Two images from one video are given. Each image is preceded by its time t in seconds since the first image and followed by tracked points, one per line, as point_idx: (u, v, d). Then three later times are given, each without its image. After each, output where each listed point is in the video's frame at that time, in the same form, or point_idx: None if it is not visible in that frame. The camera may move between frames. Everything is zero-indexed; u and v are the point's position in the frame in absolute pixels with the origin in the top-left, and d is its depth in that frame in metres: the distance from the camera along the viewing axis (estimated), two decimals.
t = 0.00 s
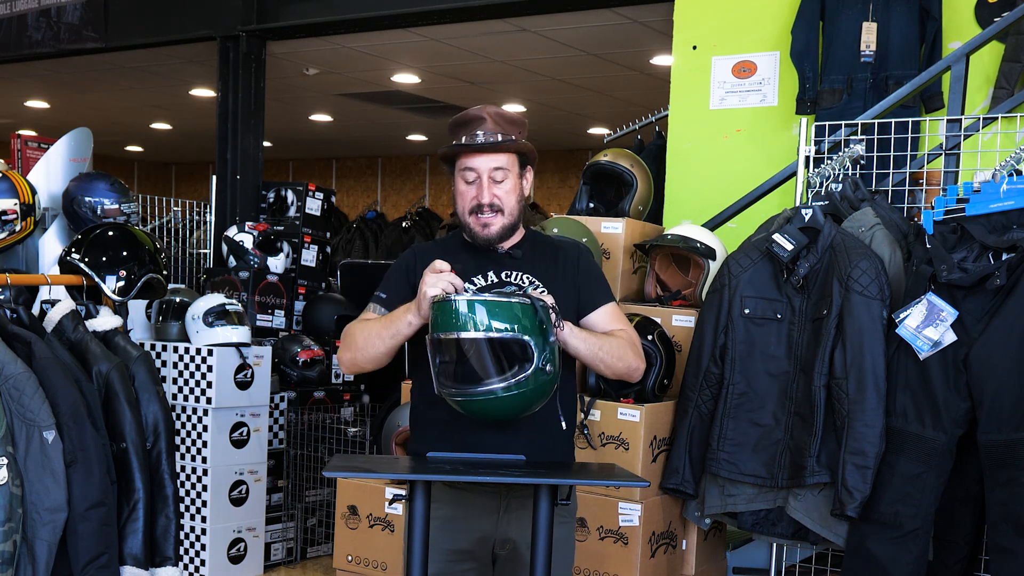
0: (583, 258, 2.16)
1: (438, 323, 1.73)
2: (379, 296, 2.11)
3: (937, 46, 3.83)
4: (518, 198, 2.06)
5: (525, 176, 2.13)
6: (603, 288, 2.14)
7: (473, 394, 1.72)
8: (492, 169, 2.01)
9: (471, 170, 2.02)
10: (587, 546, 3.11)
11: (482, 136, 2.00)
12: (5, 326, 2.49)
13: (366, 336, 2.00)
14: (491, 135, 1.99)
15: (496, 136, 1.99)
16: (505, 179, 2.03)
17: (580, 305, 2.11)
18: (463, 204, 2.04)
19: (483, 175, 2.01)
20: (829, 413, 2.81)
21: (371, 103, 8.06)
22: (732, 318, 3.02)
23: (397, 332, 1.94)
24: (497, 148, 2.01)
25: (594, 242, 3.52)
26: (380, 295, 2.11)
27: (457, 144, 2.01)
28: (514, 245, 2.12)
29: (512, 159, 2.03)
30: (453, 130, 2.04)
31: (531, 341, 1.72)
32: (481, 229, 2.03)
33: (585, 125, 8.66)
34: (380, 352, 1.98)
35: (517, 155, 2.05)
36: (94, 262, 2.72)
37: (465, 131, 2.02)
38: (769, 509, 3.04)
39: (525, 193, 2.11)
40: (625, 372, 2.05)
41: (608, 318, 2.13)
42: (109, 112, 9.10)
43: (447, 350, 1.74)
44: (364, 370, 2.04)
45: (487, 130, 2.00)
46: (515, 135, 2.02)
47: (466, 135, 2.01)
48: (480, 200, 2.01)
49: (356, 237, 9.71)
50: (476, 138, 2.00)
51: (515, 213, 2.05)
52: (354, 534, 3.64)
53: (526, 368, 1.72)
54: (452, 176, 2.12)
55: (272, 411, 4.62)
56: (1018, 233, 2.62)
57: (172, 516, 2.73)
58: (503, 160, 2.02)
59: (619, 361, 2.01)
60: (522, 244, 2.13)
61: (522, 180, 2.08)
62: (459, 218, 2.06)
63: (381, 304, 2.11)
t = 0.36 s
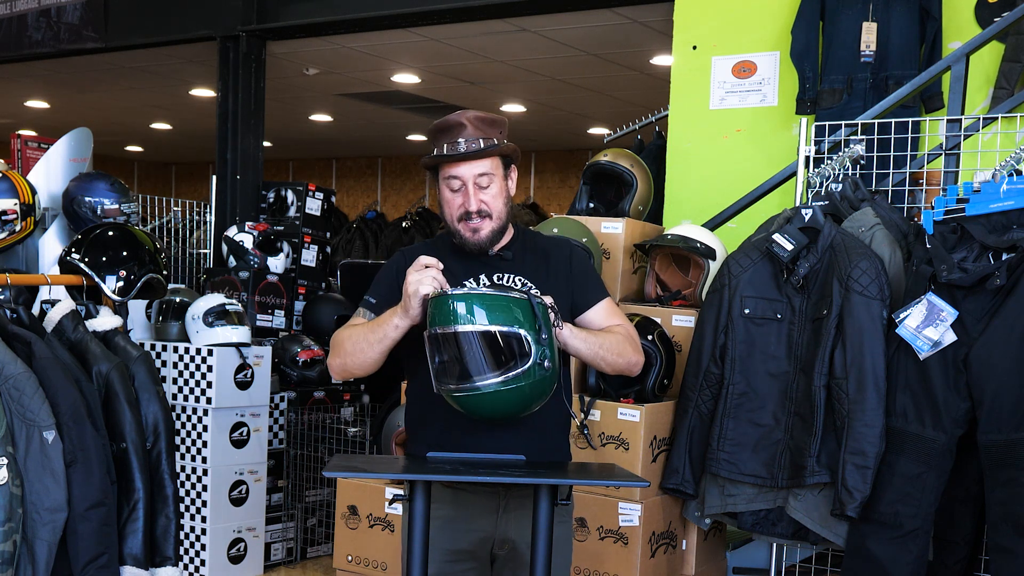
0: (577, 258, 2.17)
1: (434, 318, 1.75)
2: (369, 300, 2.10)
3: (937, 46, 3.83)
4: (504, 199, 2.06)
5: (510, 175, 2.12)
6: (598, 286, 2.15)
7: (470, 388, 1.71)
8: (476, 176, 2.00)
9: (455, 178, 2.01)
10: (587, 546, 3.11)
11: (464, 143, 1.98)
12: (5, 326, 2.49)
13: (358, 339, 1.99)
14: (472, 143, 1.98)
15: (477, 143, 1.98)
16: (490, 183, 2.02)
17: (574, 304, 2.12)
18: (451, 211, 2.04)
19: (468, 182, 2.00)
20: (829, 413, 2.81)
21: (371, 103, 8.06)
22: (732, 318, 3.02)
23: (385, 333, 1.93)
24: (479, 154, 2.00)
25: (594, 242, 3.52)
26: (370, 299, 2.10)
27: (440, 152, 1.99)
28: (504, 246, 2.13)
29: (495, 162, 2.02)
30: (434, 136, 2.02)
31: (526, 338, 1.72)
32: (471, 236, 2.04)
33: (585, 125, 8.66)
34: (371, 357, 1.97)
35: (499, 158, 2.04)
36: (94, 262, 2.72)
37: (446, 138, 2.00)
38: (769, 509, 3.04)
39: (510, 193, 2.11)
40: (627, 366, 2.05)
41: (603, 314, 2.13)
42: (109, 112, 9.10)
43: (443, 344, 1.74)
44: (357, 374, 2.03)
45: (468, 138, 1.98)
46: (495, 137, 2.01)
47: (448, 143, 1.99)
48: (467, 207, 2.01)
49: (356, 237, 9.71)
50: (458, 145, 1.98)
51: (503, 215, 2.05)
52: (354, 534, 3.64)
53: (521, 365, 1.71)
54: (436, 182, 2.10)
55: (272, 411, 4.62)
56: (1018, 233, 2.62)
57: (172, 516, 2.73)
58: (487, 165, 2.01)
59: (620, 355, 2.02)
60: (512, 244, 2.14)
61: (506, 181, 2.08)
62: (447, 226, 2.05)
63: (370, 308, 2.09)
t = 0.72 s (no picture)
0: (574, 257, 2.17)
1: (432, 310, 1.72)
2: (371, 294, 2.09)
3: (937, 46, 3.83)
4: (512, 185, 2.07)
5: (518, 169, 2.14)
6: (596, 286, 2.14)
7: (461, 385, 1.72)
8: (488, 155, 2.01)
9: (466, 156, 2.02)
10: (587, 546, 3.11)
11: (478, 122, 2.00)
12: (5, 326, 2.48)
13: (350, 328, 2.00)
14: (485, 122, 2.00)
15: (489, 124, 2.00)
16: (500, 165, 2.03)
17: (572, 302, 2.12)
18: (458, 191, 2.03)
19: (479, 160, 2.01)
20: (829, 413, 2.81)
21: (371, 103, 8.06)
22: (732, 318, 3.02)
23: (374, 321, 1.93)
24: (491, 135, 2.01)
25: (595, 242, 3.52)
26: (372, 292, 2.10)
27: (453, 132, 2.01)
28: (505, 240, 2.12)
29: (506, 146, 2.05)
30: (446, 120, 2.04)
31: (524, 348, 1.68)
32: (477, 216, 2.03)
33: (585, 125, 8.66)
34: (365, 345, 1.97)
35: (509, 144, 2.06)
36: (94, 262, 2.72)
37: (459, 119, 2.02)
38: (769, 509, 3.04)
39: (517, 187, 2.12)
40: (624, 365, 2.04)
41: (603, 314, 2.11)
42: (109, 112, 9.10)
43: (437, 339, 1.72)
44: (354, 365, 2.03)
45: (482, 119, 2.00)
46: (508, 122, 2.04)
47: (461, 123, 2.01)
48: (476, 184, 2.00)
49: (356, 237, 9.72)
50: (472, 124, 2.00)
51: (509, 200, 2.05)
52: (353, 534, 3.64)
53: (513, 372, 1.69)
54: (446, 168, 2.11)
55: (272, 411, 4.62)
56: (1018, 233, 2.62)
57: (172, 515, 2.73)
58: (498, 147, 2.03)
59: (620, 352, 2.01)
60: (513, 245, 2.14)
61: (514, 172, 2.09)
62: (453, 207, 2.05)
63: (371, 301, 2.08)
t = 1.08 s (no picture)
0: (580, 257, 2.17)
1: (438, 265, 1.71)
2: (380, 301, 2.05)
3: (937, 46, 3.83)
4: (524, 180, 2.06)
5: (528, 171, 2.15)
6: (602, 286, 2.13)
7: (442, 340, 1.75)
8: (502, 146, 2.03)
9: (481, 147, 2.03)
10: (587, 546, 3.11)
11: (494, 115, 2.05)
12: (5, 326, 2.49)
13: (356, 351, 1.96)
14: (499, 114, 2.05)
15: (503, 116, 2.05)
16: (513, 157, 2.04)
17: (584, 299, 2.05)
18: (471, 181, 2.02)
19: (493, 150, 2.02)
20: (829, 413, 2.81)
21: (371, 103, 8.06)
22: (732, 318, 3.02)
23: (374, 348, 1.88)
24: (505, 126, 2.05)
25: (595, 242, 3.52)
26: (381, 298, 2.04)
27: (468, 124, 2.05)
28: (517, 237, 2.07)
29: (519, 142, 2.07)
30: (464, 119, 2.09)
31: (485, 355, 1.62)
32: (489, 203, 2.00)
33: (585, 125, 8.66)
34: (374, 367, 1.95)
35: (523, 141, 2.08)
36: (94, 262, 2.72)
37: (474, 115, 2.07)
38: (769, 509, 3.05)
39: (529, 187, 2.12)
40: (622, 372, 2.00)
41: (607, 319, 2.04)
42: (109, 112, 9.10)
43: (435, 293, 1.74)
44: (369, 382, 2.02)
45: (496, 112, 2.06)
46: (522, 121, 2.08)
47: (477, 116, 2.06)
48: (489, 172, 2.00)
49: (356, 237, 9.71)
50: (487, 117, 2.05)
51: (522, 193, 2.04)
52: (353, 534, 3.64)
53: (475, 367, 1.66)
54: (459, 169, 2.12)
55: (272, 411, 4.62)
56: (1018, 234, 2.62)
57: (172, 515, 2.73)
58: (512, 141, 2.05)
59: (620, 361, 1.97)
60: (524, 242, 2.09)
61: (526, 171, 2.10)
62: (465, 198, 2.02)
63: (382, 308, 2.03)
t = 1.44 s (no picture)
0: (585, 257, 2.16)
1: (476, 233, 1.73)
2: (389, 296, 2.02)
3: (937, 46, 3.83)
4: (530, 181, 2.05)
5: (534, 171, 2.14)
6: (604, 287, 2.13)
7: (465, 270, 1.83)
8: (507, 147, 2.02)
9: (486, 149, 2.03)
10: (587, 546, 3.11)
11: (499, 116, 2.05)
12: (5, 326, 2.48)
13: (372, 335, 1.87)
14: (503, 114, 2.05)
15: (508, 117, 2.04)
16: (519, 159, 2.03)
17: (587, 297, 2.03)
18: (477, 183, 2.02)
19: (498, 152, 2.02)
20: (830, 413, 2.81)
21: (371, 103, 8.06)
22: (732, 318, 3.02)
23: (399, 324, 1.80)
24: (509, 128, 2.05)
25: (595, 242, 3.52)
26: (390, 294, 2.01)
27: (473, 127, 2.05)
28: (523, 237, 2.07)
29: (525, 143, 2.06)
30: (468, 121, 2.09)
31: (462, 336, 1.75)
32: (496, 205, 1.99)
33: (585, 125, 8.66)
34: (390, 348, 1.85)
35: (528, 142, 2.08)
36: (94, 262, 2.72)
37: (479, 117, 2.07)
38: (769, 509, 3.05)
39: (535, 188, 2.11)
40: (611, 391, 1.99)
41: (602, 330, 1.99)
42: (109, 112, 9.10)
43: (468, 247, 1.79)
44: (382, 372, 1.90)
45: (501, 113, 2.05)
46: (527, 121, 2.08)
47: (481, 119, 2.05)
48: (495, 174, 1.99)
49: (356, 237, 9.72)
50: (492, 119, 2.04)
51: (528, 193, 2.03)
52: (353, 534, 3.64)
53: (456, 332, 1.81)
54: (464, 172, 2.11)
55: (272, 411, 4.62)
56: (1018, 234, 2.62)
57: (172, 515, 2.73)
58: (517, 142, 2.05)
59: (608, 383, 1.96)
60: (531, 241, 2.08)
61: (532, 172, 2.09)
62: (471, 200, 2.02)
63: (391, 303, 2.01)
